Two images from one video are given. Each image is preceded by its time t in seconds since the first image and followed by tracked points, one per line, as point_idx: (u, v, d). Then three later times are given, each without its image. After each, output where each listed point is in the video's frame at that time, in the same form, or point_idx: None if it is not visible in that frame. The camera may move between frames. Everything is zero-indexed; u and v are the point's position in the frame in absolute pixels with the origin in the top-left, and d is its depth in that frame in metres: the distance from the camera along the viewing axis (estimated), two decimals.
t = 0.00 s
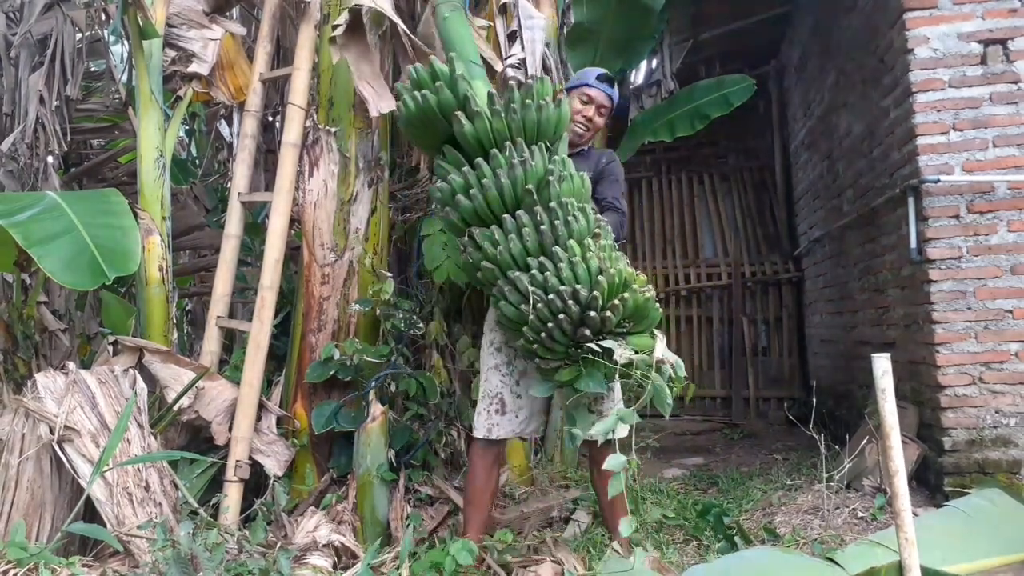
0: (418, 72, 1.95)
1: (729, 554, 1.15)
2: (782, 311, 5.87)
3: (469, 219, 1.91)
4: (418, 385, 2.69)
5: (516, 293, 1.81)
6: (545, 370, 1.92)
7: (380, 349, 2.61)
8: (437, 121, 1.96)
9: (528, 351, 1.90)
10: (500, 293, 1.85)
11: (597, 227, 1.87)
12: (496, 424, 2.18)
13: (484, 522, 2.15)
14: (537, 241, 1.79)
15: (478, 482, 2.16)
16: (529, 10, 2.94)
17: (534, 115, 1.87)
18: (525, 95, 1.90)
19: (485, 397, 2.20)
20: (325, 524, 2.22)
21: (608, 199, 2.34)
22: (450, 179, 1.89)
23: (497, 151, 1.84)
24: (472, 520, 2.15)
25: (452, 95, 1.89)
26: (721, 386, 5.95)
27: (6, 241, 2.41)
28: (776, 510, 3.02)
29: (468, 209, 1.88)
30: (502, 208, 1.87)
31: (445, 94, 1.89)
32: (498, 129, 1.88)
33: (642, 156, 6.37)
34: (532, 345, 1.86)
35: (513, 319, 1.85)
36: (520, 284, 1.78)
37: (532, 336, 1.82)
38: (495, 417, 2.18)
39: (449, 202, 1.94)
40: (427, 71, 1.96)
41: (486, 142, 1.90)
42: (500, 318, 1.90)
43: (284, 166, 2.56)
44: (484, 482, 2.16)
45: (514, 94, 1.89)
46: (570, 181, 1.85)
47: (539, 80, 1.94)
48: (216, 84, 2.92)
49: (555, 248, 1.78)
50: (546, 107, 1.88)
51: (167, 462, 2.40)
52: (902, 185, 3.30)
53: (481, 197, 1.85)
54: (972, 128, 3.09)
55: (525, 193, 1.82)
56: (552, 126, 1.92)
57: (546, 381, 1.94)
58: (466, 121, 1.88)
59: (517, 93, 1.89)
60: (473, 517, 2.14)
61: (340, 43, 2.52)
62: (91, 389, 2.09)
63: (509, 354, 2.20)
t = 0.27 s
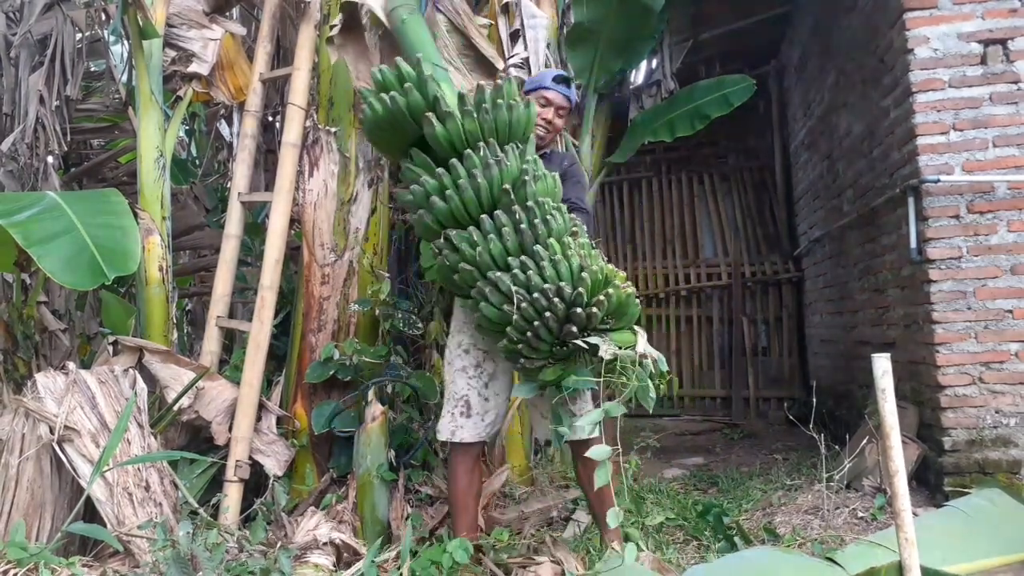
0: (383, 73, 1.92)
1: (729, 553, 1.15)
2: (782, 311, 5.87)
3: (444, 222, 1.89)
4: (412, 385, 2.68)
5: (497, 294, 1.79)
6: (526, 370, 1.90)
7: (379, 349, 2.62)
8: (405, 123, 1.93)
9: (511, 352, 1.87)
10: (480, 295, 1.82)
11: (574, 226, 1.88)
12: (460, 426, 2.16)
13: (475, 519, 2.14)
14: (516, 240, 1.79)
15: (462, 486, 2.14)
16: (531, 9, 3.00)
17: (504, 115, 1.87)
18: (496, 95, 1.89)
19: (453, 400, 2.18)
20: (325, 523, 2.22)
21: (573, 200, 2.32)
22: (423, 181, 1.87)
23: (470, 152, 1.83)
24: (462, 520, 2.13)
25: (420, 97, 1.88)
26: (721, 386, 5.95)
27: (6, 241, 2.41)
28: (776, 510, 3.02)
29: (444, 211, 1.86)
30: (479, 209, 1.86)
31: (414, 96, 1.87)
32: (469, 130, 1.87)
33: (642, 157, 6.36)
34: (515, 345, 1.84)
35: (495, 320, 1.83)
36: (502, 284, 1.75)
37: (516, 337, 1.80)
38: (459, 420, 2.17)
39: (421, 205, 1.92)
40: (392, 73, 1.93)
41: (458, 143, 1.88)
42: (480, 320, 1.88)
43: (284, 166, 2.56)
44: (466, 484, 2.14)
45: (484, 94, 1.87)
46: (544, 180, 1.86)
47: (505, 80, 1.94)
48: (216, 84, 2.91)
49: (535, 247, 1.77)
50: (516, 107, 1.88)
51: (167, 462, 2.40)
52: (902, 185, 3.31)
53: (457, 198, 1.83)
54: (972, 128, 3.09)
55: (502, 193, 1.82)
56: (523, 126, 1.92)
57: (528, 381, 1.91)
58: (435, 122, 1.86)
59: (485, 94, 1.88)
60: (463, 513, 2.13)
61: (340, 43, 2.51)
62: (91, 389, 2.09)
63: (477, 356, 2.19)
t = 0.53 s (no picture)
0: (369, 76, 1.91)
1: (729, 553, 1.15)
2: (782, 311, 5.87)
3: (439, 225, 1.87)
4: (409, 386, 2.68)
5: (497, 295, 1.78)
6: (528, 371, 1.89)
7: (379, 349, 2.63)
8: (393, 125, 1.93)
9: (511, 354, 1.87)
10: (480, 297, 1.81)
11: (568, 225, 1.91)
12: (454, 428, 2.14)
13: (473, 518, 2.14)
14: (514, 241, 1.80)
15: (461, 487, 2.14)
16: (532, 11, 2.99)
17: (494, 116, 1.88)
18: (484, 95, 1.90)
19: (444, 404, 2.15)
20: (325, 522, 2.22)
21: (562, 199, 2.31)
22: (416, 185, 1.85)
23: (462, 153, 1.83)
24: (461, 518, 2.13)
25: (408, 99, 1.88)
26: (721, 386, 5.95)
27: (6, 241, 2.41)
28: (777, 510, 3.02)
29: (438, 215, 1.84)
30: (473, 211, 1.86)
31: (402, 98, 1.88)
32: (460, 131, 1.87)
33: (641, 157, 6.35)
34: (517, 346, 1.82)
35: (495, 322, 1.82)
36: (503, 285, 1.75)
37: (518, 338, 1.79)
38: (455, 422, 2.14)
39: (414, 209, 1.90)
40: (378, 76, 1.92)
41: (449, 144, 1.88)
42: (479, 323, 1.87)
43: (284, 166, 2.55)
44: (463, 486, 2.14)
45: (474, 95, 1.88)
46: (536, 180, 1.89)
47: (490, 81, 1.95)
48: (216, 84, 2.92)
49: (533, 247, 1.78)
50: (505, 107, 1.90)
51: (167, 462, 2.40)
52: (902, 185, 3.31)
53: (453, 201, 1.83)
54: (972, 128, 3.09)
55: (497, 194, 1.82)
56: (512, 126, 1.94)
57: (530, 381, 1.90)
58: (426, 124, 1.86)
59: (472, 95, 1.89)
60: (460, 511, 2.13)
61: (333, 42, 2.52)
62: (91, 389, 2.09)
63: (472, 357, 2.18)
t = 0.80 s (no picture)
0: (369, 80, 1.93)
1: (729, 553, 1.14)
2: (782, 311, 5.87)
3: (442, 228, 1.88)
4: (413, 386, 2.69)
5: (503, 299, 1.80)
6: (537, 373, 1.91)
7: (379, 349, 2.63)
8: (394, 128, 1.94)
9: (518, 356, 1.87)
10: (486, 301, 1.83)
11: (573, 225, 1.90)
12: (471, 426, 2.15)
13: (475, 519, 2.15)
14: (518, 244, 1.79)
15: (464, 486, 2.14)
16: (532, 12, 3.00)
17: (494, 116, 1.87)
18: (483, 95, 1.89)
19: (456, 401, 2.18)
20: (326, 522, 2.22)
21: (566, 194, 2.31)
22: (418, 189, 1.86)
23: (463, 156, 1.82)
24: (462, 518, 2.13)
25: (408, 102, 1.88)
26: (721, 386, 5.95)
27: (6, 241, 2.41)
28: (776, 510, 3.02)
29: (441, 219, 1.85)
30: (476, 214, 1.86)
31: (401, 102, 1.88)
32: (459, 132, 1.87)
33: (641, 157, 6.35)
34: (524, 350, 1.84)
35: (502, 325, 1.84)
36: (507, 290, 1.76)
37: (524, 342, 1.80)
38: (471, 420, 2.16)
39: (418, 213, 1.91)
40: (378, 81, 1.94)
41: (450, 146, 1.88)
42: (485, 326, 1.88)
43: (284, 166, 2.55)
44: (467, 485, 2.14)
45: (473, 96, 1.87)
46: (540, 180, 1.88)
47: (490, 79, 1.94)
48: (216, 85, 2.92)
49: (537, 250, 1.78)
50: (505, 106, 1.88)
51: (167, 462, 2.40)
52: (902, 185, 3.31)
53: (455, 205, 1.83)
54: (972, 128, 3.09)
55: (499, 197, 1.81)
56: (514, 125, 1.93)
57: (539, 382, 1.91)
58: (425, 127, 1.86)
59: (472, 96, 1.88)
60: (463, 512, 2.13)
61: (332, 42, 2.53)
62: (91, 389, 2.09)
63: (483, 354, 2.19)
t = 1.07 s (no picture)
0: (374, 82, 1.94)
1: (729, 553, 1.15)
2: (782, 311, 5.87)
3: (443, 231, 1.89)
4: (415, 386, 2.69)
5: (500, 304, 1.80)
6: (532, 377, 1.92)
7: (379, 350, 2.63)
8: (399, 130, 1.95)
9: (515, 361, 1.88)
10: (484, 305, 1.83)
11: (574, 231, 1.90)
12: (470, 424, 2.16)
13: (475, 517, 2.15)
14: (517, 250, 1.79)
15: (465, 485, 2.14)
16: (532, 12, 3.00)
17: (499, 121, 1.87)
18: (489, 98, 1.88)
19: (457, 400, 2.19)
20: (326, 522, 2.22)
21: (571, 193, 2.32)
22: (420, 191, 1.87)
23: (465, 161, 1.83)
24: (463, 519, 2.13)
25: (412, 105, 1.89)
26: (721, 386, 5.96)
27: (7, 241, 2.42)
28: (776, 510, 3.03)
29: (442, 222, 1.85)
30: (477, 218, 1.86)
31: (405, 104, 1.88)
32: (462, 137, 1.87)
33: (641, 157, 6.34)
34: (520, 355, 1.84)
35: (499, 330, 1.84)
36: (505, 296, 1.76)
37: (521, 347, 1.80)
38: (470, 418, 2.16)
39: (419, 215, 1.92)
40: (383, 82, 1.95)
41: (452, 150, 1.88)
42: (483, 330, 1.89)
43: (284, 166, 2.55)
44: (469, 483, 2.14)
45: (477, 100, 1.87)
46: (542, 186, 1.87)
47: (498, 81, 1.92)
48: (216, 85, 2.92)
49: (536, 257, 1.78)
50: (510, 111, 1.87)
51: (168, 462, 2.41)
52: (902, 185, 3.31)
53: (456, 209, 1.83)
54: (972, 128, 3.09)
55: (500, 202, 1.82)
56: (519, 129, 1.92)
57: (535, 387, 1.93)
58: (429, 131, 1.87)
59: (477, 100, 1.88)
60: (463, 508, 2.13)
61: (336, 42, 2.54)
62: (92, 389, 2.10)
63: (483, 354, 2.19)
